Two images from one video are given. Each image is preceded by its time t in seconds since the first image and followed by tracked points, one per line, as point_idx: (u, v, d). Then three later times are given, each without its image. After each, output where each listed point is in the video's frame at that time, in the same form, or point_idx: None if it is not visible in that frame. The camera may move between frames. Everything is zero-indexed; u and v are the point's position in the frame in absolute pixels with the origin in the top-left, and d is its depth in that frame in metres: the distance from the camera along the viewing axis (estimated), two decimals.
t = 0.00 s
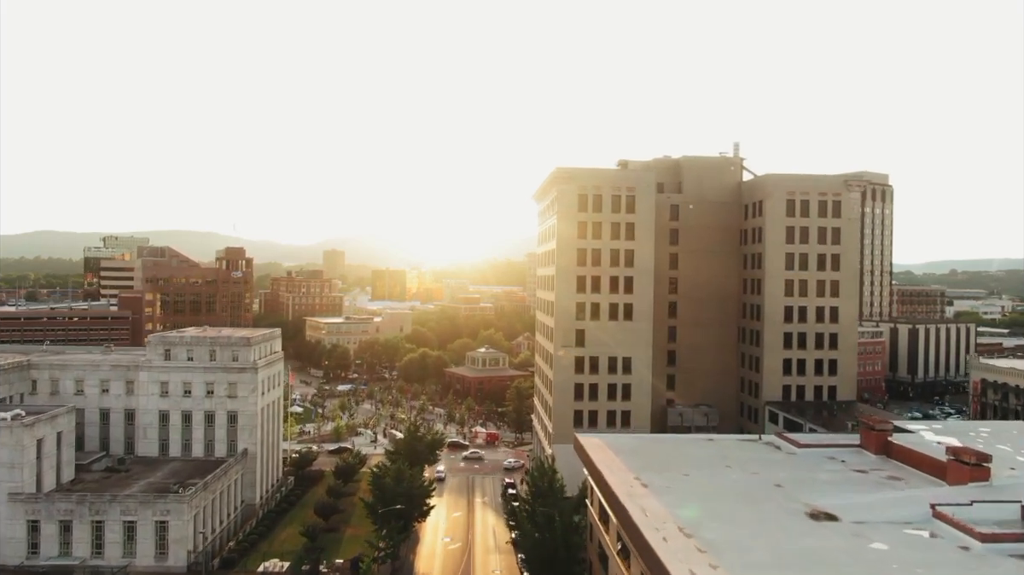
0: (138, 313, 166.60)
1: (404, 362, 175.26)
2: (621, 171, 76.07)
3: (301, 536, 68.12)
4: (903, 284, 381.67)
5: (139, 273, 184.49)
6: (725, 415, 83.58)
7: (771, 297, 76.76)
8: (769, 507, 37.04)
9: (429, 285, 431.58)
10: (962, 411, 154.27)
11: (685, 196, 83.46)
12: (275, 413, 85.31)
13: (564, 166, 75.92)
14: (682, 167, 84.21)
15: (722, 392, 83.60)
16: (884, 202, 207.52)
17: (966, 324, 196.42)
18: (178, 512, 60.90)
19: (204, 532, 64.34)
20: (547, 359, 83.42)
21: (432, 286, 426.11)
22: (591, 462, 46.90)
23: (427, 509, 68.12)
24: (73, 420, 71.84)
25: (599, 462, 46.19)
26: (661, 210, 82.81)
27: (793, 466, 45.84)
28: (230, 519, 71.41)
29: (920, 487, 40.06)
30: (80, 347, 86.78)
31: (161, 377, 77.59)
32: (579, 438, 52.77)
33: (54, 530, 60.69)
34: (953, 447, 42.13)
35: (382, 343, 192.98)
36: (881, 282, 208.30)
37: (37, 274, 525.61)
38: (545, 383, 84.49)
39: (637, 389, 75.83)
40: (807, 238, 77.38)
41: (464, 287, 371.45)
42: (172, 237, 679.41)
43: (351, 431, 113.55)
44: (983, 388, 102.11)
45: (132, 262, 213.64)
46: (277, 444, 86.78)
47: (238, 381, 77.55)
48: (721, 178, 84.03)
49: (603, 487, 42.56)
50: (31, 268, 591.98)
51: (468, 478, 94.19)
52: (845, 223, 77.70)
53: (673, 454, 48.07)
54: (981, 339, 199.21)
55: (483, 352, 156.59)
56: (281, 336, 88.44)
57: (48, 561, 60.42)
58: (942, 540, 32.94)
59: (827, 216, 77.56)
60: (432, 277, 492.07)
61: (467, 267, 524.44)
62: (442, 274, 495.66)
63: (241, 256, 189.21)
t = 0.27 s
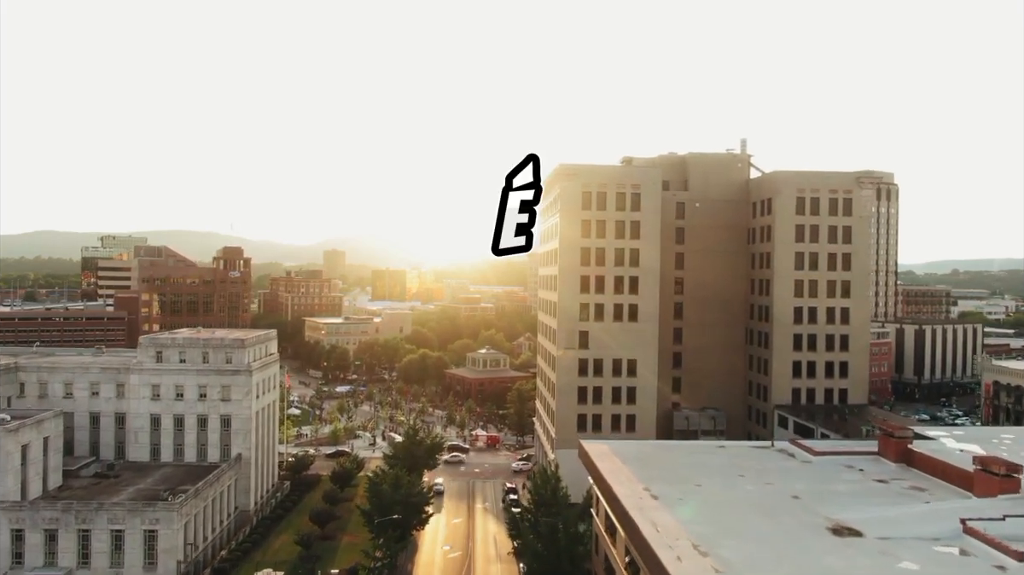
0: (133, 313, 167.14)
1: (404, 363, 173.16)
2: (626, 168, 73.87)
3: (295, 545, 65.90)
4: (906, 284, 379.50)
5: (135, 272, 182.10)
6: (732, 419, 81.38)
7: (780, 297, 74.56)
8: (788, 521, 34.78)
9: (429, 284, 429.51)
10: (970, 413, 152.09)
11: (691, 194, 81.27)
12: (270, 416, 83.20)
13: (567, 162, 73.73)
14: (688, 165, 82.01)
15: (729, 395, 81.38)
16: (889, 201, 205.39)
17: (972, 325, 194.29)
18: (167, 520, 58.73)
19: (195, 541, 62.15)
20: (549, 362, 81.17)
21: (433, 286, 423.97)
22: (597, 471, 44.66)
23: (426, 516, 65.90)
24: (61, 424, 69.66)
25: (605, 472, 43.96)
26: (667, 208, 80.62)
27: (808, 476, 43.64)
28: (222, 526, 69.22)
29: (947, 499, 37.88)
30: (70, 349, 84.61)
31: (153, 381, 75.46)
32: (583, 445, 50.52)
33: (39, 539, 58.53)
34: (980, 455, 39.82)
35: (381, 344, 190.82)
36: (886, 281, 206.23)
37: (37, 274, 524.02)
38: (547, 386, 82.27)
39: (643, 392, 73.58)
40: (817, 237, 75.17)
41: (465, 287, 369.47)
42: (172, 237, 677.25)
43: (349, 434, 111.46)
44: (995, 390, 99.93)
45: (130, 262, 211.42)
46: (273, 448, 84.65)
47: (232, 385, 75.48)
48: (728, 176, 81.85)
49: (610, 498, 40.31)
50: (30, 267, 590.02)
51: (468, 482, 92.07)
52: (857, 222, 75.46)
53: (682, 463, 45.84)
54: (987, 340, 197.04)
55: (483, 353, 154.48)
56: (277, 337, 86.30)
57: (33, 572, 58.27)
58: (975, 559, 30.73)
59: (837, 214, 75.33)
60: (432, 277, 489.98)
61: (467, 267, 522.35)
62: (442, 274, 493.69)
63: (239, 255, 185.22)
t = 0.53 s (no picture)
0: (131, 314, 163.98)
1: (404, 364, 171.28)
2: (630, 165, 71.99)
3: (291, 552, 64.06)
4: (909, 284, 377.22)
5: (133, 272, 179.98)
6: (738, 422, 79.50)
7: (788, 298, 72.67)
8: (806, 535, 32.92)
9: (430, 284, 427.57)
10: (978, 414, 150.11)
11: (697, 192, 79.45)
12: (266, 419, 81.41)
13: (571, 159, 71.77)
14: (694, 162, 80.06)
15: (735, 398, 79.48)
16: (894, 200, 203.32)
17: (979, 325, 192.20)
18: (158, 528, 56.88)
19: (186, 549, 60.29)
20: (552, 364, 79.27)
21: (433, 286, 422.02)
22: (603, 480, 42.80)
23: (425, 523, 64.04)
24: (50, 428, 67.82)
25: (611, 481, 42.10)
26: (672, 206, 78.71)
27: (823, 485, 41.73)
28: (216, 533, 67.37)
29: (971, 511, 35.98)
30: (62, 350, 82.83)
31: (145, 383, 73.67)
32: (588, 452, 48.66)
33: (25, 548, 56.73)
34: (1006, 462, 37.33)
35: (381, 344, 189.05)
36: (891, 281, 204.28)
37: (37, 274, 522.68)
38: (550, 389, 80.39)
39: (648, 395, 71.71)
40: (827, 235, 73.26)
41: (465, 287, 367.67)
42: (172, 236, 675.41)
43: (348, 437, 109.61)
44: (1007, 393, 97.99)
45: (128, 262, 209.36)
46: (269, 452, 82.86)
47: (226, 387, 73.69)
48: (735, 174, 80.02)
49: (617, 509, 38.45)
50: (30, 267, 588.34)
51: (469, 486, 90.23)
52: (868, 220, 73.47)
53: (692, 472, 43.93)
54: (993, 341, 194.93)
55: (484, 354, 152.55)
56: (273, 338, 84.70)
57: None
58: None
59: (847, 212, 73.38)
60: (433, 277, 488.03)
61: (468, 267, 520.43)
62: (443, 274, 491.89)
63: (238, 254, 182.78)
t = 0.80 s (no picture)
0: (128, 314, 162.46)
1: (405, 364, 169.43)
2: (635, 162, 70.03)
3: (286, 561, 62.18)
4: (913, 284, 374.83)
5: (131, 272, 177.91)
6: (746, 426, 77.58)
7: (798, 298, 70.77)
8: (826, 551, 31.07)
9: (431, 284, 425.64)
10: (986, 416, 147.90)
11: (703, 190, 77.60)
12: (262, 423, 79.56)
13: (575, 155, 69.75)
14: (700, 159, 78.14)
15: (743, 401, 77.55)
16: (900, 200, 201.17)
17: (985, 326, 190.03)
18: (148, 536, 55.03)
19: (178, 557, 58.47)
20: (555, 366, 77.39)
21: (434, 286, 420.10)
22: (610, 490, 40.93)
23: (425, 531, 62.17)
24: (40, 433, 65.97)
25: (619, 491, 40.22)
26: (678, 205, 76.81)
27: (840, 495, 39.83)
28: (210, 540, 65.52)
29: (999, 525, 34.16)
30: (54, 352, 80.95)
31: (138, 386, 71.81)
32: (593, 459, 46.78)
33: (11, 557, 54.92)
34: None
35: (382, 345, 187.05)
36: (897, 281, 202.13)
37: (37, 274, 521.15)
38: (552, 392, 78.49)
39: (653, 398, 69.83)
40: (837, 234, 71.36)
41: (466, 287, 365.79)
42: (172, 236, 673.53)
43: (347, 440, 107.75)
44: (1020, 396, 96.00)
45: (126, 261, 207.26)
46: (266, 456, 81.03)
47: (221, 390, 71.84)
48: (742, 171, 78.14)
49: (625, 522, 36.57)
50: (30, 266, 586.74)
51: (470, 491, 88.39)
52: (880, 219, 71.52)
53: (704, 481, 42.03)
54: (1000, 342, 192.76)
55: (485, 355, 150.62)
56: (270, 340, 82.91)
57: None
58: None
59: (859, 211, 71.45)
60: (434, 277, 486.25)
61: (469, 267, 518.50)
62: (444, 274, 490.09)
63: (235, 254, 180.92)
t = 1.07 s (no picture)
0: (126, 315, 164.36)
1: (405, 366, 167.33)
2: (642, 158, 67.76)
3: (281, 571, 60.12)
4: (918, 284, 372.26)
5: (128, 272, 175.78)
6: (756, 430, 75.35)
7: (810, 299, 68.51)
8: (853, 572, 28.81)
9: (432, 284, 423.51)
10: (996, 419, 145.56)
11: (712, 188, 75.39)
12: (258, 427, 77.47)
13: (579, 151, 67.43)
14: (708, 156, 75.91)
15: (752, 405, 75.27)
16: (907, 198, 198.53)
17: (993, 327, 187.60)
18: (135, 547, 52.89)
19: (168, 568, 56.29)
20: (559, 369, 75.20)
21: (436, 286, 418.16)
22: (619, 502, 38.64)
23: (424, 540, 59.98)
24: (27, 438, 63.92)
25: (628, 503, 37.94)
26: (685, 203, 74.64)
27: (864, 508, 37.56)
28: (202, 549, 63.33)
29: None
30: (46, 353, 78.90)
31: (129, 390, 69.72)
32: (600, 469, 44.52)
33: None
34: None
35: (382, 346, 184.98)
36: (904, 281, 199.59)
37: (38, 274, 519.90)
38: (556, 395, 76.25)
39: (661, 402, 67.58)
40: (851, 232, 69.06)
41: (468, 288, 363.64)
42: (173, 236, 671.48)
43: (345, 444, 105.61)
44: None
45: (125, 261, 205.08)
46: (262, 460, 78.93)
47: (215, 394, 69.75)
48: (751, 168, 75.92)
49: (635, 538, 34.33)
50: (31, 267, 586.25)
51: (471, 496, 86.24)
52: (895, 217, 69.16)
53: (718, 492, 39.75)
54: (1008, 343, 190.22)
55: (487, 356, 148.37)
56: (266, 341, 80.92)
57: None
58: None
59: (873, 208, 69.12)
60: (436, 277, 484.19)
61: (471, 267, 516.35)
62: (446, 274, 488.16)
63: (236, 254, 177.97)
